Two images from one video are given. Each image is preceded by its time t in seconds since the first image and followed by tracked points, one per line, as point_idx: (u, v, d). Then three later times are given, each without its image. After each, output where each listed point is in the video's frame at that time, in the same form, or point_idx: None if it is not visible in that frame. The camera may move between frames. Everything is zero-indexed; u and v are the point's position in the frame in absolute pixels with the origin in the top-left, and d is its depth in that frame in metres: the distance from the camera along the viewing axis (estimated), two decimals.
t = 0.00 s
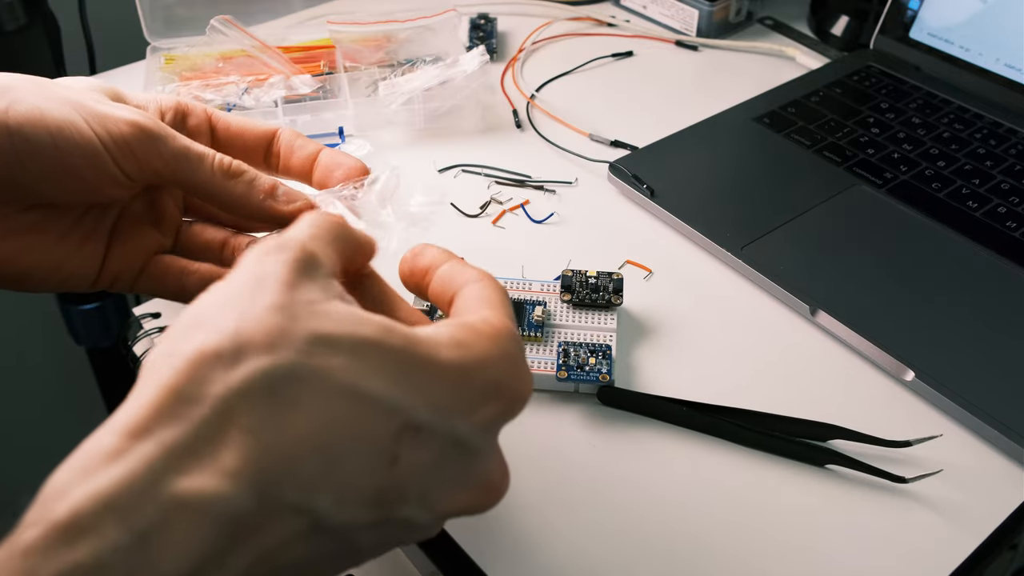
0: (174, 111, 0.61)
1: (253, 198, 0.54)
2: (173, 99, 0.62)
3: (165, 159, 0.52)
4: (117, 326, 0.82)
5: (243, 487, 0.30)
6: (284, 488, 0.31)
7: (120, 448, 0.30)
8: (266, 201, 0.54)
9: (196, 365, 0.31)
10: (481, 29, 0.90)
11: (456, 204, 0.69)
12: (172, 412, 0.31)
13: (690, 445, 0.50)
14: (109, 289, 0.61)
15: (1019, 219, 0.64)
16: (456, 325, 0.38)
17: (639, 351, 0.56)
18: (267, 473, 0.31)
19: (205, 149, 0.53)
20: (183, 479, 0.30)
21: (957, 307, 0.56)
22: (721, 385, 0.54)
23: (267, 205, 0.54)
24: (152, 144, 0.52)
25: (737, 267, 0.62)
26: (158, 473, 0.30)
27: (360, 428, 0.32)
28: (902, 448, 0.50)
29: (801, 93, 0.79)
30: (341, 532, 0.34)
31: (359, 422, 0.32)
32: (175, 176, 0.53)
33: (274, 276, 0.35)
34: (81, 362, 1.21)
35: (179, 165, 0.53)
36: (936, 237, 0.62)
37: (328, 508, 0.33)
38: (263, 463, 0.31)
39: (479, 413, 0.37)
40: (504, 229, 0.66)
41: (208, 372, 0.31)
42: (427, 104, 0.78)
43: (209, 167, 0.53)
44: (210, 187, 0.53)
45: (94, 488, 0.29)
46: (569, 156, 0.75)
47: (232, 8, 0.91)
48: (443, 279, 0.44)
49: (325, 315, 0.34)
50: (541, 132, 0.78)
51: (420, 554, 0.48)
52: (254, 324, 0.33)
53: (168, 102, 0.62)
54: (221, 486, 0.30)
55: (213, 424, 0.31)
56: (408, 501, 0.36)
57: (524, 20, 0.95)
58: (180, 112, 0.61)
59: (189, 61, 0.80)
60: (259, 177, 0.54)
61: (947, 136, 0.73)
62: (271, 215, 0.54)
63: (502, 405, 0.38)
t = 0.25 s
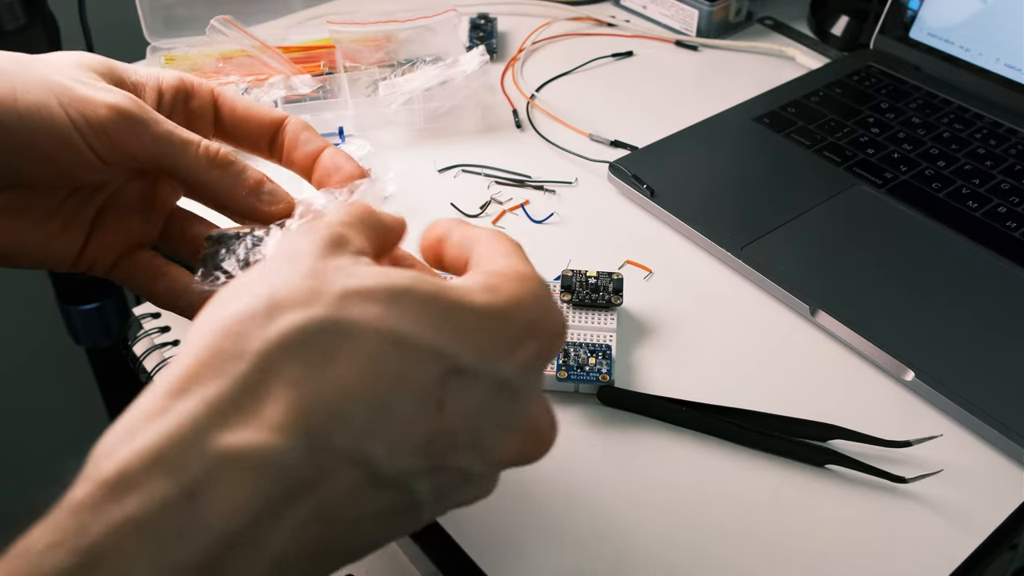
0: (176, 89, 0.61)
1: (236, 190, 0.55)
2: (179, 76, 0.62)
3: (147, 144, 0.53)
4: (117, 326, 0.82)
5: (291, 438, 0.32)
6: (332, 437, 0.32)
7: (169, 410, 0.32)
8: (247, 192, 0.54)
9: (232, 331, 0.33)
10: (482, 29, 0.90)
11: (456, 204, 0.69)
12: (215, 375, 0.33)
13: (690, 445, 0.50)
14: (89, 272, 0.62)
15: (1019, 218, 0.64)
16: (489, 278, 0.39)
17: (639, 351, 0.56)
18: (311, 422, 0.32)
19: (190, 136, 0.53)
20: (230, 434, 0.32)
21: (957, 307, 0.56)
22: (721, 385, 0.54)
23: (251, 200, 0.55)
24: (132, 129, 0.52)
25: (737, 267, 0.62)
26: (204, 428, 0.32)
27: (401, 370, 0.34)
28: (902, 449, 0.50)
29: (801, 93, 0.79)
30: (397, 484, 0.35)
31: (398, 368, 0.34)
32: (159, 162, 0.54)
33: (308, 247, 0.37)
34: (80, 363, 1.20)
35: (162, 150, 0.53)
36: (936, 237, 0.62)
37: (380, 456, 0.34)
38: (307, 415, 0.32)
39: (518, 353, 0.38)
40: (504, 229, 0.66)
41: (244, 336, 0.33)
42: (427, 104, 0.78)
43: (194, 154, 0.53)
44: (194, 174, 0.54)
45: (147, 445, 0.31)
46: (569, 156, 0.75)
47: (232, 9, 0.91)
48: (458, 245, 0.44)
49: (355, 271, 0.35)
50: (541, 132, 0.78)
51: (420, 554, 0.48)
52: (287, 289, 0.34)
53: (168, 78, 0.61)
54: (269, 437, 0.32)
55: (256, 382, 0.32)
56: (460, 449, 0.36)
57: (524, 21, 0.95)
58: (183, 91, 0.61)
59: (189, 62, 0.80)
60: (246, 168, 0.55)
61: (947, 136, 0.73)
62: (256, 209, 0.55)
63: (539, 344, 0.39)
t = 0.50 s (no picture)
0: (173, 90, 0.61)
1: (236, 185, 0.55)
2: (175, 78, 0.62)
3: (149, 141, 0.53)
4: (117, 326, 0.82)
5: (336, 471, 0.32)
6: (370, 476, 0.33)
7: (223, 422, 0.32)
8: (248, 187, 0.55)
9: (292, 346, 0.33)
10: (481, 29, 0.90)
11: (456, 205, 0.69)
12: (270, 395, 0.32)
13: (690, 445, 0.50)
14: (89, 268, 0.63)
15: (1019, 219, 0.64)
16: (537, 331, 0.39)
17: (639, 351, 0.56)
18: (357, 460, 0.32)
19: (193, 132, 0.53)
20: (283, 458, 0.32)
21: (957, 307, 0.56)
22: (721, 385, 0.54)
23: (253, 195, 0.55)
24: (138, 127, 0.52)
25: (737, 267, 0.62)
26: (255, 446, 0.32)
27: (450, 423, 0.33)
28: (902, 448, 0.50)
29: (801, 93, 0.79)
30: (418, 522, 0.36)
31: (447, 416, 0.33)
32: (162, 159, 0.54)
33: (364, 272, 0.36)
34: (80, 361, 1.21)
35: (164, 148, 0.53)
36: (936, 237, 0.62)
37: (409, 501, 0.34)
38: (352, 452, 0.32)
39: (560, 423, 0.38)
40: (504, 229, 0.66)
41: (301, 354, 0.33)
42: (427, 104, 0.78)
43: (196, 150, 0.53)
44: (195, 171, 0.54)
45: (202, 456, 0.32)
46: (569, 156, 0.75)
47: (232, 8, 0.91)
48: (495, 283, 0.43)
49: (416, 306, 0.35)
50: (541, 132, 0.78)
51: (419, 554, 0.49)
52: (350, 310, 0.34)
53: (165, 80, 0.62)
54: (314, 466, 0.32)
55: (309, 407, 0.32)
56: (483, 501, 0.37)
57: (524, 20, 0.95)
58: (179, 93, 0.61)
59: (189, 62, 0.80)
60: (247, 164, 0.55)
61: (947, 136, 0.73)
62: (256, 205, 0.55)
63: (583, 417, 0.39)
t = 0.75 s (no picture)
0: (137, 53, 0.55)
1: (228, 163, 0.51)
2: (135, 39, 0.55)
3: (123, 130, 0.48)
4: (117, 326, 0.81)
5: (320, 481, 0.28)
6: (346, 482, 0.29)
7: (187, 420, 0.26)
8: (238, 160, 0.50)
9: (283, 341, 0.27)
10: (481, 29, 0.90)
11: (456, 205, 0.69)
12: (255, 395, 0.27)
13: (690, 445, 0.50)
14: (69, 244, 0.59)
15: (1019, 219, 0.64)
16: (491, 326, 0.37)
17: (639, 351, 0.56)
18: (343, 469, 0.29)
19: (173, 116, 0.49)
20: (270, 468, 0.27)
21: (957, 307, 0.56)
22: (721, 385, 0.54)
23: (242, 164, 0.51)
24: (107, 115, 0.48)
25: (737, 267, 0.62)
26: (236, 459, 0.26)
27: (421, 430, 0.31)
28: (902, 448, 0.50)
29: (801, 93, 0.79)
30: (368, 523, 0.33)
31: (421, 423, 0.31)
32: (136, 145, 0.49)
33: (331, 256, 0.30)
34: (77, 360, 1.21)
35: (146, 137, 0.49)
36: (936, 237, 0.62)
37: (372, 502, 0.31)
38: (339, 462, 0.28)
39: (509, 428, 0.37)
40: (504, 229, 0.66)
41: (293, 351, 0.27)
42: (427, 104, 0.78)
43: (180, 134, 0.49)
44: (182, 155, 0.50)
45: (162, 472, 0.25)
46: (569, 156, 0.75)
47: (232, 8, 0.91)
48: (439, 263, 0.41)
49: (393, 298, 0.31)
50: (541, 132, 0.78)
51: (420, 554, 0.49)
52: (341, 299, 0.29)
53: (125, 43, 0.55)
54: (301, 474, 0.28)
55: (297, 412, 0.27)
56: (434, 501, 0.35)
57: (524, 20, 0.95)
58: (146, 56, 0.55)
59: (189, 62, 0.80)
60: (232, 134, 0.51)
61: (947, 136, 0.73)
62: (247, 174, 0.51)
63: (532, 419, 0.38)
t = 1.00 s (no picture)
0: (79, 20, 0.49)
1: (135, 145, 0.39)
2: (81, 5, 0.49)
3: None
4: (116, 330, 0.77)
5: (113, 409, 0.26)
6: (153, 410, 0.27)
7: None
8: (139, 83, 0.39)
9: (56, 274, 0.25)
10: (482, 29, 0.90)
11: (456, 205, 0.69)
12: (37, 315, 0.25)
13: (690, 445, 0.50)
14: None
15: (1019, 218, 0.64)
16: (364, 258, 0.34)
17: (640, 351, 0.56)
18: (139, 395, 0.27)
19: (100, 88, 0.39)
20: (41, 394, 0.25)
21: (956, 307, 0.56)
22: (721, 385, 0.54)
23: (138, 87, 0.39)
24: None
25: (737, 267, 0.62)
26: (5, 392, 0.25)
27: (239, 355, 0.28)
28: (902, 448, 0.50)
29: (801, 93, 0.79)
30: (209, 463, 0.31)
31: (240, 350, 0.28)
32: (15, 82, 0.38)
33: (145, 202, 0.29)
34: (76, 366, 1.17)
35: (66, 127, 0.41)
36: (935, 237, 0.62)
37: (197, 436, 0.29)
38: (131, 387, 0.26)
39: (371, 362, 0.33)
40: (504, 229, 0.66)
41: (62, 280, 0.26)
42: (427, 104, 0.78)
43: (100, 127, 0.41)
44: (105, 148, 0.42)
45: None
46: (569, 156, 0.75)
47: (232, 8, 0.91)
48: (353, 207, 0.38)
49: (202, 233, 0.29)
50: (542, 132, 0.78)
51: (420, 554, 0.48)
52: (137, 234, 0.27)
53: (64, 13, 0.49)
54: (88, 402, 0.26)
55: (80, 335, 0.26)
56: (279, 438, 0.32)
57: (524, 20, 0.95)
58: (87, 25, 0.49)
59: (189, 62, 0.80)
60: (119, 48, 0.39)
61: (947, 136, 0.73)
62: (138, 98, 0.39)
63: (400, 355, 0.34)
